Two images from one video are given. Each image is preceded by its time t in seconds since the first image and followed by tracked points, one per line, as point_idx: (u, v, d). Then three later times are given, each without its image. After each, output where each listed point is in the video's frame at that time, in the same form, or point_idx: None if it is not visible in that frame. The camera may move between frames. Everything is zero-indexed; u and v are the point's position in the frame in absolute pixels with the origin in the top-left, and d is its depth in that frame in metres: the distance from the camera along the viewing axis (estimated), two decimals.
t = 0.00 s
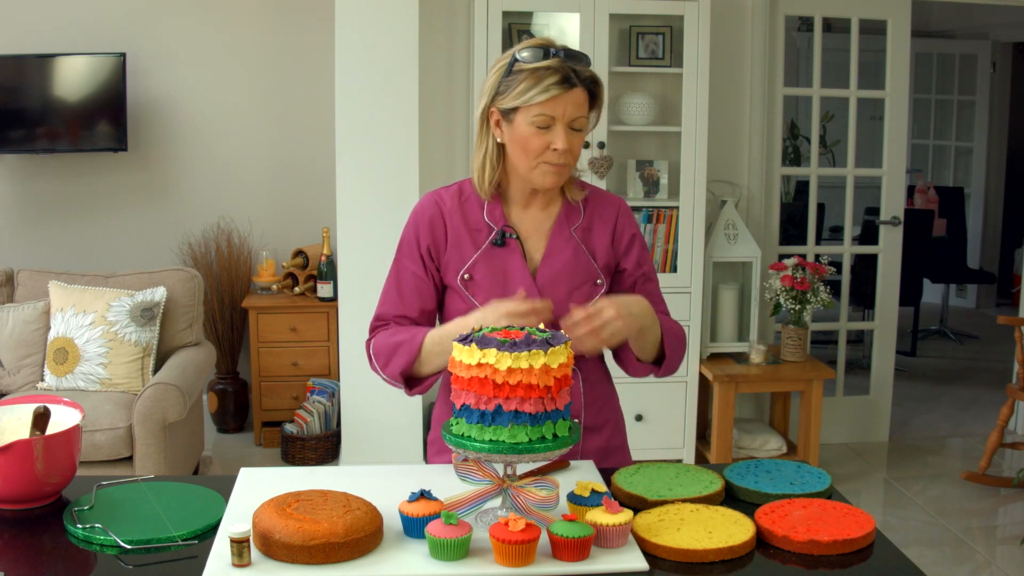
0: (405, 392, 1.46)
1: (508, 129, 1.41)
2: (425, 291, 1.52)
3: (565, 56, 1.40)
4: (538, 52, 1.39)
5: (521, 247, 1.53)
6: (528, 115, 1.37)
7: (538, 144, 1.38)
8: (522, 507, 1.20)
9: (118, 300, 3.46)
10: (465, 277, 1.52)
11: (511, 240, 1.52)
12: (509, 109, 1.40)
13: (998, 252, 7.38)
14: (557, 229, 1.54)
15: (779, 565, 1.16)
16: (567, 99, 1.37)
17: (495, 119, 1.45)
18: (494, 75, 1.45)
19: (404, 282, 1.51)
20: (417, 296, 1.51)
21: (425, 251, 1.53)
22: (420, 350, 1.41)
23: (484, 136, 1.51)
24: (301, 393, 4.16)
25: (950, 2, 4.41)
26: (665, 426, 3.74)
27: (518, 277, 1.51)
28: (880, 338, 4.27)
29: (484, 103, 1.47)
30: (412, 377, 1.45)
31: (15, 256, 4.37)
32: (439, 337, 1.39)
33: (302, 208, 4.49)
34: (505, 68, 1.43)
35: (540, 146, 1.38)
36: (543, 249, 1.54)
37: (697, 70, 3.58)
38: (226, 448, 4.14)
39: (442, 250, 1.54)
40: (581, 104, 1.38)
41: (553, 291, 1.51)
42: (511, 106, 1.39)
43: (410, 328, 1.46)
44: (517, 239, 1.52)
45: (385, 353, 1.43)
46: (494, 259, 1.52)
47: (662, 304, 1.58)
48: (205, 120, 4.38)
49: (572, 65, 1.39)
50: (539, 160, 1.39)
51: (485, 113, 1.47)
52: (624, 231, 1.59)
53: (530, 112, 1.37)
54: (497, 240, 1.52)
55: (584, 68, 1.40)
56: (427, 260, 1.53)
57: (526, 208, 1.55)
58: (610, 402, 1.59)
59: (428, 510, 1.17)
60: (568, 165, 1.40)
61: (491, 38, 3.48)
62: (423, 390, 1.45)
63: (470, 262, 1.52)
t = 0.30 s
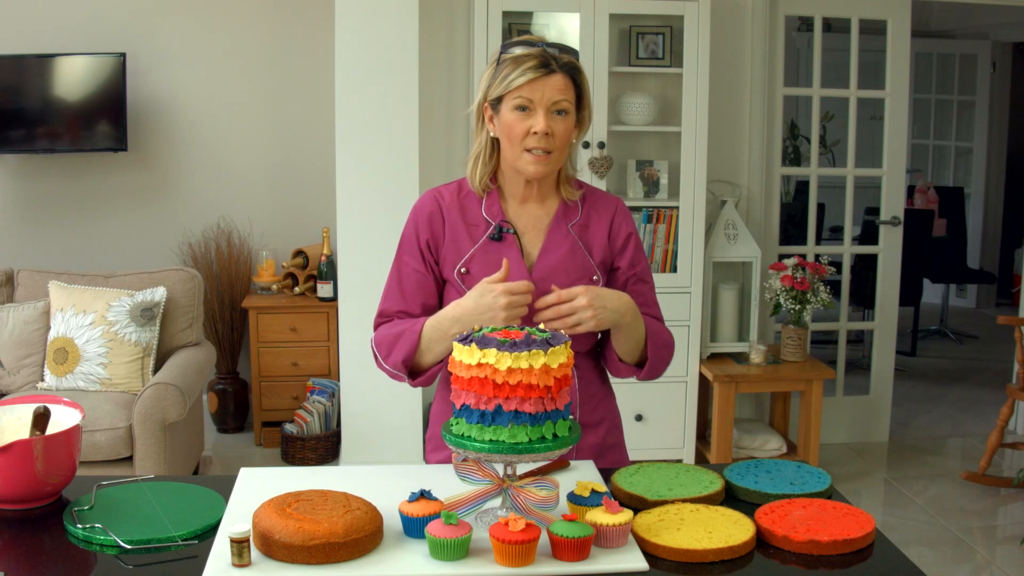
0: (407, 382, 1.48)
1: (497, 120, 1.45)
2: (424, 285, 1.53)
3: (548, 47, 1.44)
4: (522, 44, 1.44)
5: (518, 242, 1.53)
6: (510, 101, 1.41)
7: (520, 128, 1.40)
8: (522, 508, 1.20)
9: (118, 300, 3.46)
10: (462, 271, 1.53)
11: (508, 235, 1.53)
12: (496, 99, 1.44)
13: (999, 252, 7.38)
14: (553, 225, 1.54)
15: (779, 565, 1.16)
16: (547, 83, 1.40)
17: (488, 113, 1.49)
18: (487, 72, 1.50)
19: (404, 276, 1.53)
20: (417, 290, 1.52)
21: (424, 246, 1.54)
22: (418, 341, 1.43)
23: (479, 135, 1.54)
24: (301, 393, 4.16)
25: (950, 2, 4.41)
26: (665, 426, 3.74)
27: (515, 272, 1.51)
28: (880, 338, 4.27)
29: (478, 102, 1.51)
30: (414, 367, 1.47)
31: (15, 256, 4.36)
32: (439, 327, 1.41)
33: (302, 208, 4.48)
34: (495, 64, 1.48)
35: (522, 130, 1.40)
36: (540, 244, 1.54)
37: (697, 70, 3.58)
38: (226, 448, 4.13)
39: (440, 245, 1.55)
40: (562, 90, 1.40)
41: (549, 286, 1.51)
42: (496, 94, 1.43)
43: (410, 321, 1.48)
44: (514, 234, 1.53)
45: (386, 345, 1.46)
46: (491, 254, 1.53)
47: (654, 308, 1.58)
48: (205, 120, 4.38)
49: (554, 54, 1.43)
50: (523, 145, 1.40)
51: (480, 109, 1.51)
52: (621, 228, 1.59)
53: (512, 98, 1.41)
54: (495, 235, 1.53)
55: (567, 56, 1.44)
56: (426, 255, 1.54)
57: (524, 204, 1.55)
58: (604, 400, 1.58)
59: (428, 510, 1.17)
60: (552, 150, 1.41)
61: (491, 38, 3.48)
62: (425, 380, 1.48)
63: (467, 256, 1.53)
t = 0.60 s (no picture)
0: (391, 375, 1.50)
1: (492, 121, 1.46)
2: (417, 280, 1.55)
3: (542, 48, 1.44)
4: (516, 45, 1.45)
5: (510, 237, 1.54)
6: (505, 103, 1.41)
7: (516, 131, 1.41)
8: (522, 507, 1.20)
9: (118, 300, 3.46)
10: (455, 265, 1.53)
11: (501, 230, 1.53)
12: (491, 100, 1.44)
13: (999, 252, 7.38)
14: (546, 221, 1.54)
15: (779, 565, 1.16)
16: (542, 85, 1.40)
17: (482, 112, 1.50)
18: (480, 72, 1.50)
19: (398, 271, 1.55)
20: (411, 285, 1.54)
21: (418, 241, 1.55)
22: (402, 338, 1.45)
23: (474, 133, 1.55)
24: (301, 393, 4.16)
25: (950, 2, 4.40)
26: (665, 426, 3.74)
27: (506, 266, 1.52)
28: (880, 337, 4.27)
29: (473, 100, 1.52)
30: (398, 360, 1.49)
31: (15, 256, 4.36)
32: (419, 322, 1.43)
33: (302, 208, 4.48)
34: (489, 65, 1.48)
35: (518, 133, 1.41)
36: (533, 239, 1.54)
37: (697, 70, 3.58)
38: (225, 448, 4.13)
39: (435, 240, 1.56)
40: (556, 91, 1.41)
41: (541, 280, 1.52)
42: (492, 95, 1.43)
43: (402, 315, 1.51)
44: (506, 229, 1.53)
45: (375, 335, 1.49)
46: (484, 248, 1.53)
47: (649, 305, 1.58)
48: (205, 120, 4.38)
49: (548, 55, 1.44)
50: (519, 147, 1.41)
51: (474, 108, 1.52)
52: (615, 228, 1.59)
53: (506, 100, 1.41)
54: (487, 230, 1.53)
55: (561, 58, 1.45)
56: (420, 250, 1.56)
57: (517, 200, 1.55)
58: (595, 395, 1.59)
59: (428, 510, 1.17)
60: (547, 152, 1.42)
61: (491, 38, 3.48)
62: (408, 375, 1.49)
63: (459, 250, 1.54)
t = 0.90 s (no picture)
0: (373, 373, 1.50)
1: (476, 120, 1.47)
2: (395, 275, 1.55)
3: (527, 48, 1.45)
4: (499, 45, 1.45)
5: (486, 232, 1.55)
6: (493, 104, 1.42)
7: (505, 131, 1.43)
8: (522, 507, 1.20)
9: (118, 300, 3.46)
10: (432, 259, 1.54)
11: (476, 225, 1.55)
12: (476, 99, 1.45)
13: (999, 252, 7.38)
14: (519, 216, 1.56)
15: (779, 564, 1.16)
16: (531, 86, 1.42)
17: (463, 110, 1.50)
18: (462, 71, 1.50)
19: (375, 267, 1.55)
20: (388, 280, 1.55)
21: (395, 237, 1.56)
22: (385, 335, 1.45)
23: (452, 130, 1.56)
24: (301, 393, 4.16)
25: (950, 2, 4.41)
26: (665, 426, 3.74)
27: (482, 260, 1.53)
28: (880, 338, 4.27)
29: (453, 96, 1.52)
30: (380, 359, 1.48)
31: (15, 256, 4.36)
32: (404, 320, 1.41)
33: (302, 208, 4.49)
34: (471, 64, 1.48)
35: (507, 133, 1.42)
36: (508, 233, 1.56)
37: (697, 70, 3.58)
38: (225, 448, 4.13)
39: (411, 237, 1.57)
40: (545, 93, 1.43)
41: (516, 273, 1.53)
42: (478, 96, 1.44)
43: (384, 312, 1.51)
44: (482, 224, 1.55)
45: (356, 333, 1.47)
46: (460, 243, 1.55)
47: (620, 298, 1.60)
48: (205, 120, 4.38)
49: (534, 56, 1.44)
50: (507, 146, 1.44)
51: (453, 105, 1.53)
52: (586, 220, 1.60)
53: (495, 101, 1.42)
54: (463, 225, 1.55)
55: (545, 58, 1.46)
56: (397, 246, 1.56)
57: (492, 197, 1.57)
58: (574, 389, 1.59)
59: (428, 510, 1.17)
60: (533, 150, 1.45)
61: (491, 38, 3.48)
62: (390, 372, 1.49)
63: (436, 245, 1.55)
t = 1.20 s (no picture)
0: (344, 367, 1.50)
1: (437, 121, 1.47)
2: (362, 273, 1.57)
3: (484, 49, 1.44)
4: (457, 47, 1.44)
5: (448, 228, 1.57)
6: (453, 107, 1.43)
7: (467, 132, 1.44)
8: (522, 507, 1.20)
9: (118, 300, 3.46)
10: (395, 257, 1.56)
11: (438, 222, 1.56)
12: (436, 102, 1.45)
13: (999, 252, 7.38)
14: (480, 210, 1.57)
15: (779, 565, 1.16)
16: (490, 88, 1.42)
17: (423, 111, 1.50)
18: (420, 71, 1.49)
19: (341, 265, 1.57)
20: (355, 278, 1.57)
21: (359, 235, 1.57)
22: (354, 332, 1.45)
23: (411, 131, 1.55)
24: (301, 393, 4.16)
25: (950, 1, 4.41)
26: (665, 426, 3.74)
27: (444, 256, 1.55)
28: (880, 338, 4.27)
29: (412, 97, 1.51)
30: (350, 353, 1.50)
31: (15, 256, 4.36)
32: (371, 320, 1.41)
33: (302, 209, 4.49)
34: (429, 65, 1.47)
35: (469, 135, 1.44)
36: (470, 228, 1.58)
37: (697, 70, 3.58)
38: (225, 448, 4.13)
39: (375, 234, 1.58)
40: (504, 93, 1.43)
41: (478, 267, 1.55)
42: (438, 99, 1.43)
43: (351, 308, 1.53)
44: (443, 221, 1.56)
45: (326, 331, 1.49)
46: (423, 240, 1.56)
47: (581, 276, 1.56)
48: (205, 120, 4.38)
49: (492, 55, 1.44)
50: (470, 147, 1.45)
51: (413, 107, 1.52)
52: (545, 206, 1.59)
53: (455, 105, 1.42)
54: (425, 222, 1.56)
55: (504, 57, 1.45)
56: (362, 243, 1.58)
57: (454, 193, 1.58)
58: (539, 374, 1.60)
59: (428, 510, 1.17)
60: (495, 149, 1.46)
61: (492, 38, 3.48)
62: (362, 365, 1.50)
63: (399, 242, 1.57)
